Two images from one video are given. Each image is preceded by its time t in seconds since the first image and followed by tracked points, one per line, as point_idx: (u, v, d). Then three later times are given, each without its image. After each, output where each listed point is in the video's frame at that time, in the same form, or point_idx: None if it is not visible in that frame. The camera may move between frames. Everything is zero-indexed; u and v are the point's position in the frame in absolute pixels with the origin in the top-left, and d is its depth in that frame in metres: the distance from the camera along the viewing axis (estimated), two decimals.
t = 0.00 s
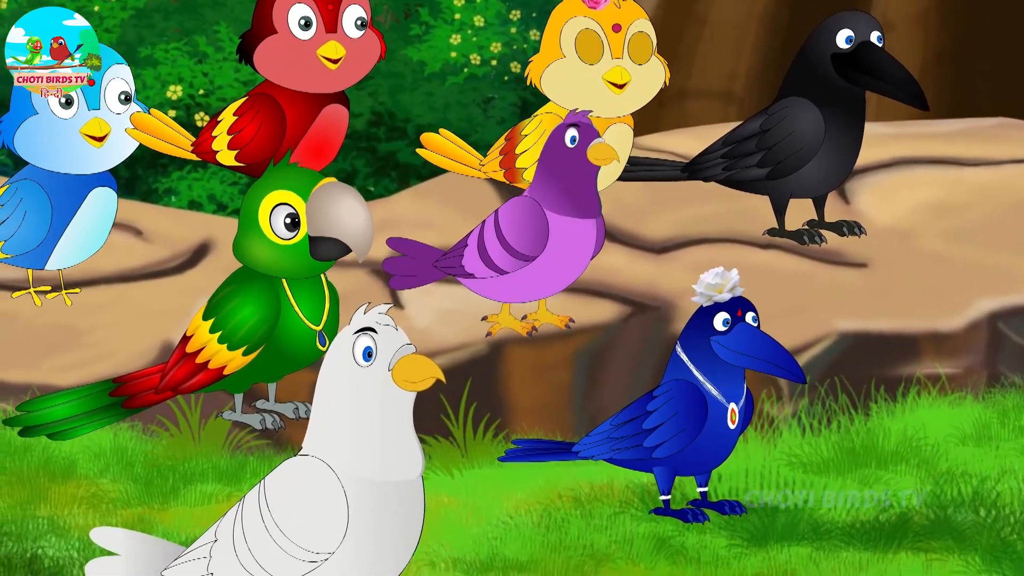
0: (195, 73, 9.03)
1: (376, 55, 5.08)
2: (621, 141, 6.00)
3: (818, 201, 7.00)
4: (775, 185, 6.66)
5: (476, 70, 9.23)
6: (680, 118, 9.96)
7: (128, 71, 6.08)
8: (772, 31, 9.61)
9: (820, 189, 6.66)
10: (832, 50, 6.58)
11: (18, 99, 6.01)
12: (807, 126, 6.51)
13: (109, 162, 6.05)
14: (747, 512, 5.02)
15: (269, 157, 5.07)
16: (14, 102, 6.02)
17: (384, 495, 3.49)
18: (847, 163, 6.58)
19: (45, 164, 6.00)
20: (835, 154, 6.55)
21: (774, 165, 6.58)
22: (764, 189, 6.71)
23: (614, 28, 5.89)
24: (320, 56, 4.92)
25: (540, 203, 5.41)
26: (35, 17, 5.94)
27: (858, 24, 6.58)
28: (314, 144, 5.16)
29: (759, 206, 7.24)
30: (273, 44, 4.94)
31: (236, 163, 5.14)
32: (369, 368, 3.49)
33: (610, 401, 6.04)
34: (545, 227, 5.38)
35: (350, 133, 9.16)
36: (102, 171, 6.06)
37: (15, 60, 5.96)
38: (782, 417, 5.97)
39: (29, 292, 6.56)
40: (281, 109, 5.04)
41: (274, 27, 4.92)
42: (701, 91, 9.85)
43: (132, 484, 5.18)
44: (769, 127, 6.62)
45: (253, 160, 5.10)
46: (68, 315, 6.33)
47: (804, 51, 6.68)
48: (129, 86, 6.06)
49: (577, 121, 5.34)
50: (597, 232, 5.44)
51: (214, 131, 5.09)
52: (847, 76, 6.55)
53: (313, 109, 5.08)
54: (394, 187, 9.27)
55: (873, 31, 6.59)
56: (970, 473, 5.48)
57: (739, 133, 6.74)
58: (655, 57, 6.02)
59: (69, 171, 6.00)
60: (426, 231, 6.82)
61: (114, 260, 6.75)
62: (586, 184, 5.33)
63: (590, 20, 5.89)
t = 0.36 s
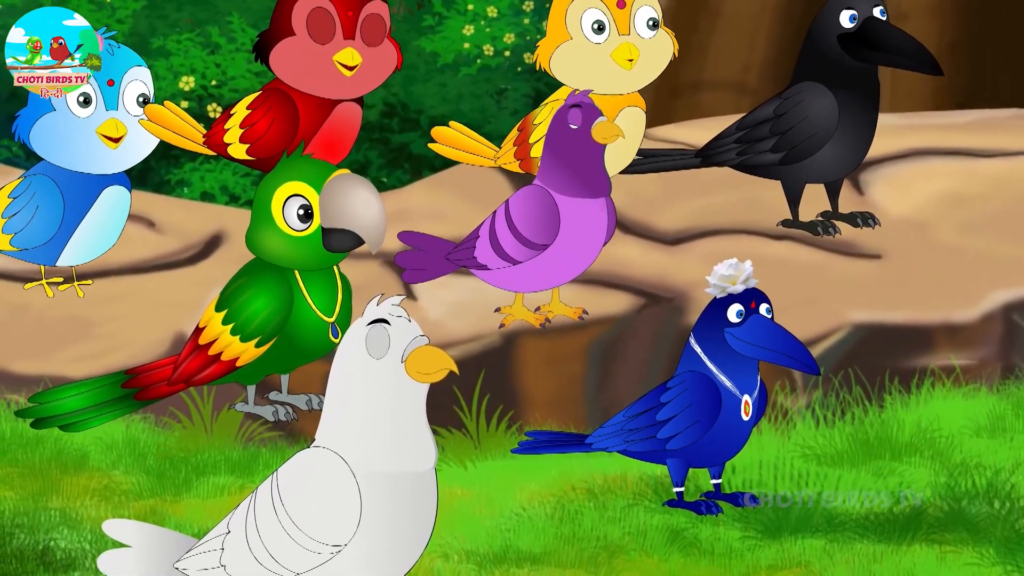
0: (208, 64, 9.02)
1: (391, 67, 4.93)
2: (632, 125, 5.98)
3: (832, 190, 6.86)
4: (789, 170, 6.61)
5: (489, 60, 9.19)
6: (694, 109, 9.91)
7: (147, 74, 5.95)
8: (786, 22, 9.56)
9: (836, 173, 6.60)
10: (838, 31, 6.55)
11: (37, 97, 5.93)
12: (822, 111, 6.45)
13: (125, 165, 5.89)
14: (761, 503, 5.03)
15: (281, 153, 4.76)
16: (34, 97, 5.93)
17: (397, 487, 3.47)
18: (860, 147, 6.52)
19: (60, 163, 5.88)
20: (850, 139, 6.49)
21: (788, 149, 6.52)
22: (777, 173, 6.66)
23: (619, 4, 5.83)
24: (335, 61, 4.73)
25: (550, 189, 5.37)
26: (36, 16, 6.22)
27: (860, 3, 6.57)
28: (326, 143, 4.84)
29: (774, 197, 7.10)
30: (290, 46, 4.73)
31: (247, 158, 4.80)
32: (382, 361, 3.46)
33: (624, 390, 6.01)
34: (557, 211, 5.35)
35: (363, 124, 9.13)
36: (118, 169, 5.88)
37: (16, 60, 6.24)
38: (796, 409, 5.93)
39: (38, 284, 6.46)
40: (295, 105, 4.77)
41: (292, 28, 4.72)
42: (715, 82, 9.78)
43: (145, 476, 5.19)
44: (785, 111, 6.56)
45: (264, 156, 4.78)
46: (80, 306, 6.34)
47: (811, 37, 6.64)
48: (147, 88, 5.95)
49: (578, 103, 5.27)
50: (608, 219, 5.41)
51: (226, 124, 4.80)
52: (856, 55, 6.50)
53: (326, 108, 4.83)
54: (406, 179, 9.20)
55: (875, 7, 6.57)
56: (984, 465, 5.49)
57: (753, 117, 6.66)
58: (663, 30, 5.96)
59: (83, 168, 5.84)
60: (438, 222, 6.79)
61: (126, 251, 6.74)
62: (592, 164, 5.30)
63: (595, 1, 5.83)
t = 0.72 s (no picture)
0: (220, 55, 9.00)
1: (397, 27, 4.89)
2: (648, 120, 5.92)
3: (846, 182, 6.78)
4: (802, 163, 6.56)
5: (503, 52, 9.17)
6: (707, 100, 9.85)
7: (161, 66, 5.91)
8: (800, 13, 9.51)
9: (850, 166, 6.52)
10: (853, 24, 6.51)
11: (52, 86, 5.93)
12: (835, 104, 6.40)
13: (137, 157, 5.86)
14: (773, 494, 4.95)
15: (299, 140, 4.72)
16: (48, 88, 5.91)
17: (410, 483, 3.45)
18: (873, 140, 6.45)
19: (73, 155, 5.87)
20: (864, 130, 6.42)
21: (801, 143, 6.48)
22: (792, 166, 6.61)
23: (641, 4, 5.80)
24: (342, 28, 4.76)
25: (566, 182, 5.35)
26: (36, 17, 6.30)
27: None
28: (340, 123, 4.76)
29: (787, 187, 7.05)
30: (295, 19, 4.78)
31: (265, 146, 4.78)
32: (397, 356, 3.44)
33: (638, 382, 5.98)
34: (571, 204, 5.32)
35: (375, 116, 9.07)
36: (130, 161, 5.86)
37: (16, 60, 6.36)
38: (810, 401, 5.89)
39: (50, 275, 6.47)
40: (306, 87, 4.71)
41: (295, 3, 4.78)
42: (729, 74, 9.72)
43: (157, 468, 5.18)
44: (797, 104, 6.51)
45: (282, 141, 4.74)
46: (93, 297, 6.34)
47: (827, 27, 6.60)
48: (161, 80, 5.90)
49: (593, 94, 5.27)
50: (623, 211, 5.39)
51: (240, 116, 4.77)
52: (871, 48, 6.45)
53: (337, 85, 4.75)
54: (420, 170, 9.09)
55: None
56: (998, 457, 5.45)
57: (767, 110, 6.64)
58: (682, 33, 5.92)
59: (94, 159, 5.84)
60: (451, 214, 6.77)
61: (139, 243, 6.73)
62: (607, 156, 5.28)
63: None
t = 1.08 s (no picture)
0: (233, 46, 8.99)
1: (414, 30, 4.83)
2: (660, 113, 5.95)
3: (861, 173, 6.72)
4: (816, 155, 6.47)
5: (516, 43, 9.13)
6: (721, 91, 9.78)
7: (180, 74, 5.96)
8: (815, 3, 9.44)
9: (864, 159, 6.46)
10: (870, 17, 6.49)
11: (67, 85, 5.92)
12: (848, 96, 6.36)
13: (156, 161, 5.87)
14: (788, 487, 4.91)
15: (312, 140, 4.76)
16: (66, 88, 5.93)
17: (423, 470, 3.45)
18: (888, 134, 6.41)
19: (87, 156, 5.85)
20: (878, 125, 6.38)
21: (816, 135, 6.40)
22: (806, 159, 6.52)
23: None
24: (359, 29, 4.68)
25: (579, 174, 5.31)
26: (36, 17, 6.32)
27: None
28: (352, 120, 4.79)
29: (799, 180, 6.95)
30: (311, 17, 4.72)
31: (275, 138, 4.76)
32: (405, 343, 3.42)
33: (652, 373, 5.92)
34: (582, 192, 5.29)
35: (389, 107, 9.06)
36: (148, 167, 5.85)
37: (15, 60, 6.42)
38: (824, 392, 5.75)
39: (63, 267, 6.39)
40: (320, 84, 4.68)
41: None
42: (743, 64, 9.65)
43: (170, 460, 5.18)
44: (812, 96, 6.45)
45: (290, 133, 4.72)
46: (105, 288, 6.34)
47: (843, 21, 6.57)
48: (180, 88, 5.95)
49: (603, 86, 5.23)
50: (635, 200, 5.36)
51: (251, 105, 4.73)
52: (886, 42, 6.42)
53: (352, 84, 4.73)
54: (433, 161, 9.07)
55: None
56: (1013, 449, 5.54)
57: (780, 103, 6.56)
58: (694, 23, 5.86)
59: (105, 159, 5.82)
60: (465, 205, 6.74)
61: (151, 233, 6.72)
62: (619, 148, 5.25)
63: None
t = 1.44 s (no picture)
0: (246, 37, 8.97)
1: (425, 22, 4.84)
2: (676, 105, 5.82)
3: (874, 164, 6.67)
4: (830, 146, 6.43)
5: (530, 34, 9.04)
6: (735, 82, 9.70)
7: (177, 34, 5.80)
8: None
9: (879, 150, 6.40)
10: (884, 8, 6.43)
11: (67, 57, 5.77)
12: (863, 87, 6.30)
13: (160, 126, 5.80)
14: (801, 480, 4.88)
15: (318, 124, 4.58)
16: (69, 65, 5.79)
17: (436, 461, 3.43)
18: (903, 124, 6.33)
19: (94, 131, 5.79)
20: (893, 115, 6.31)
21: (830, 126, 6.36)
22: (820, 151, 6.47)
23: None
24: (371, 19, 4.69)
25: (592, 163, 5.29)
26: (35, 16, 5.95)
27: None
28: (365, 112, 4.66)
29: (815, 172, 6.87)
30: (323, 8, 4.73)
31: (287, 129, 4.66)
32: (420, 334, 3.40)
33: (665, 365, 5.91)
34: (598, 184, 5.26)
35: (402, 98, 9.03)
36: (149, 133, 5.79)
37: (15, 60, 6.05)
38: (838, 383, 5.74)
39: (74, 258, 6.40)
40: (332, 73, 4.63)
41: None
42: (756, 55, 9.58)
43: (183, 452, 5.21)
44: (825, 87, 6.39)
45: (302, 126, 4.61)
46: (118, 280, 6.34)
47: (856, 9, 6.52)
48: (179, 48, 5.81)
49: (619, 75, 5.22)
50: (649, 191, 5.31)
51: (264, 96, 4.65)
52: (899, 32, 6.37)
53: (363, 75, 4.69)
54: (446, 152, 9.11)
55: None
56: None
57: (794, 94, 6.51)
58: (713, 30, 5.83)
59: (113, 134, 5.77)
60: (477, 196, 6.71)
61: (163, 225, 6.70)
62: (634, 139, 5.23)
63: None
